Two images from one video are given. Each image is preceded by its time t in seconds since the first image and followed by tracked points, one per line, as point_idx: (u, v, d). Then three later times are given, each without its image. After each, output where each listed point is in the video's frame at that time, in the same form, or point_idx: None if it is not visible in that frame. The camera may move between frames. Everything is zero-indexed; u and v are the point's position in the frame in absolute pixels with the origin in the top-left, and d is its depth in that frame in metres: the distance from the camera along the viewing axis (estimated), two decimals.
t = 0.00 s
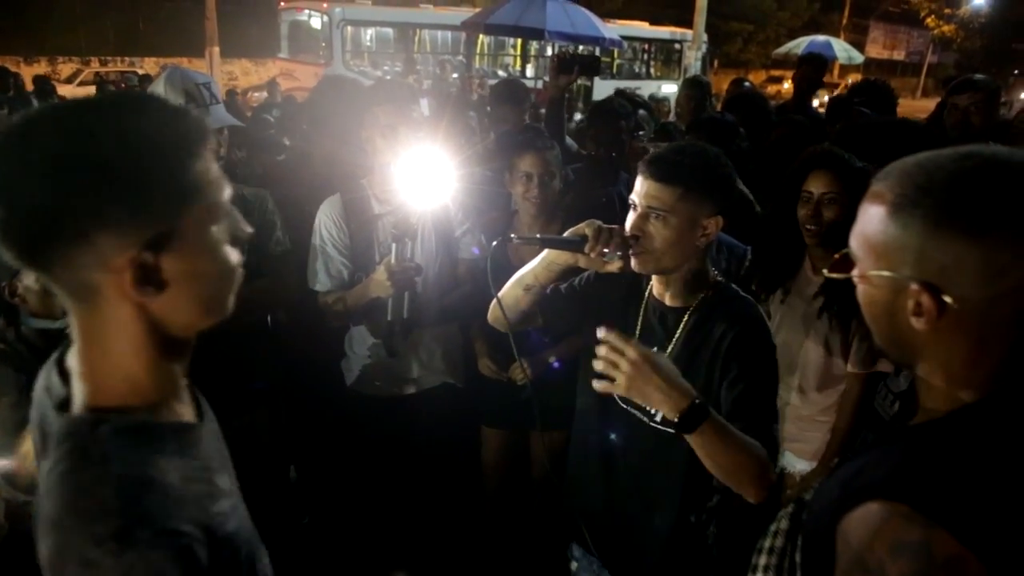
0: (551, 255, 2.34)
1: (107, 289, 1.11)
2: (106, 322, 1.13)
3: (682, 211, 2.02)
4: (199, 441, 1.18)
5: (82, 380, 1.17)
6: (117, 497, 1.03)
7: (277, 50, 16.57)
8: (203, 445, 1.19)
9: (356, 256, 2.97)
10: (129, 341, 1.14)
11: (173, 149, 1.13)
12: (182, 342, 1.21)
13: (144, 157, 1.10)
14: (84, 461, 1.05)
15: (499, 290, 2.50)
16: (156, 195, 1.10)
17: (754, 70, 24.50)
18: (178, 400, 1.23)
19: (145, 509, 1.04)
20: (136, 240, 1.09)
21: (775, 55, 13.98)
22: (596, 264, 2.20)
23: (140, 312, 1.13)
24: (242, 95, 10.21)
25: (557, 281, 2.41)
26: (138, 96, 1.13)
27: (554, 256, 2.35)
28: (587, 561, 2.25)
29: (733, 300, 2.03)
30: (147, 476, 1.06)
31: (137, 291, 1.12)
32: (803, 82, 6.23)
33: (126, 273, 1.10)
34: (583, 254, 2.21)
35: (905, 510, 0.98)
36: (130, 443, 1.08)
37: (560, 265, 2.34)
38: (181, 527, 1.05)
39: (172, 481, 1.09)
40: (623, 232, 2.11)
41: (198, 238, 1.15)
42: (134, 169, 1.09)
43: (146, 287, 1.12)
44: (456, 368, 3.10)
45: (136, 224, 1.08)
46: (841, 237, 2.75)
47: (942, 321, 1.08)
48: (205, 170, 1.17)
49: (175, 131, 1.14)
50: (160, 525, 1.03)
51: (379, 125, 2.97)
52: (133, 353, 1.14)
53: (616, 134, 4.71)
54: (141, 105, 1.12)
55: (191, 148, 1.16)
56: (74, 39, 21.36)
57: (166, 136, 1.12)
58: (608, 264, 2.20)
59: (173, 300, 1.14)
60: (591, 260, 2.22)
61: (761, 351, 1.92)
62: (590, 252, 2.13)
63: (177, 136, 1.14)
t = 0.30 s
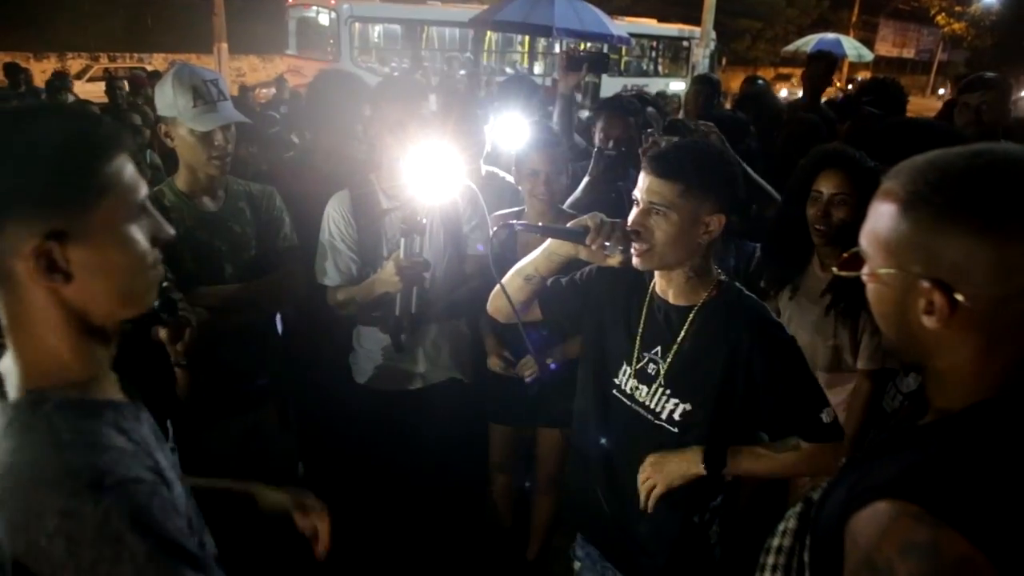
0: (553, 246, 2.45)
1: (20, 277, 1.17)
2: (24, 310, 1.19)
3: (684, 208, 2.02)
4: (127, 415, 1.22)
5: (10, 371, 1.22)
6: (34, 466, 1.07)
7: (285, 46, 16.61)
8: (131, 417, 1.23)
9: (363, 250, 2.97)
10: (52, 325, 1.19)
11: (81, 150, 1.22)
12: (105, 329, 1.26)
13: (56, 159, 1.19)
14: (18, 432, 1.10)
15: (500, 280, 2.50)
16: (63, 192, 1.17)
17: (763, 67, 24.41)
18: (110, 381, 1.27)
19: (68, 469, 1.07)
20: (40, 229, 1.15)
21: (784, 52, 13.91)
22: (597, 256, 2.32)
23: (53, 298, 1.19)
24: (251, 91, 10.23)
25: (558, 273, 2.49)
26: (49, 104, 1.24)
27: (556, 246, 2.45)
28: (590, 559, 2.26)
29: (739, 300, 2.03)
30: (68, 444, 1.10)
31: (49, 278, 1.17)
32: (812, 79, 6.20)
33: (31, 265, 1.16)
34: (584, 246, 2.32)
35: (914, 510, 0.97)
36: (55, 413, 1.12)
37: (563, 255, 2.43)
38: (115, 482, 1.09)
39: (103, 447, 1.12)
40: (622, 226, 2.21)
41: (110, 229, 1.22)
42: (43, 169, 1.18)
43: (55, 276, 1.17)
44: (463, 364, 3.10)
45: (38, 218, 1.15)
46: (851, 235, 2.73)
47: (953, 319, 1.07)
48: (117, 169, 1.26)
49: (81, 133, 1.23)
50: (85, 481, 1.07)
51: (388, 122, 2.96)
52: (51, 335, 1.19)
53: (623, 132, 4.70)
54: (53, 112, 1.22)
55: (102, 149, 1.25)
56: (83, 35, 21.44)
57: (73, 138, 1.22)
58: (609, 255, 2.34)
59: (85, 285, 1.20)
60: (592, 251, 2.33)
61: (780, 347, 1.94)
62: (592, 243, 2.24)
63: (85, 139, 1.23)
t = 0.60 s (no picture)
0: (567, 237, 2.41)
1: None
2: None
3: (696, 203, 2.00)
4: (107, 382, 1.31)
5: None
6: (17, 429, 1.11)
7: (296, 43, 16.66)
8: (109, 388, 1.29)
9: (375, 246, 2.97)
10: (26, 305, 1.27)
11: (49, 150, 1.27)
12: (75, 312, 1.34)
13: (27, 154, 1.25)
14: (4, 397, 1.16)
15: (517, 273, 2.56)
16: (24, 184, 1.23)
17: (775, 65, 24.28)
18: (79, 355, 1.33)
19: (58, 430, 1.16)
20: (9, 219, 1.23)
21: (797, 50, 13.82)
22: (608, 249, 2.26)
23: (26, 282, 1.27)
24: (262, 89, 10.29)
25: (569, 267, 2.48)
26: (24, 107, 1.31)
27: (570, 238, 2.42)
28: (599, 554, 2.26)
29: (749, 296, 2.01)
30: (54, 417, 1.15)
31: (23, 262, 1.25)
32: (825, 77, 6.17)
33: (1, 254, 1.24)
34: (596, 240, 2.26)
35: (931, 508, 0.96)
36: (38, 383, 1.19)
37: (575, 247, 2.41)
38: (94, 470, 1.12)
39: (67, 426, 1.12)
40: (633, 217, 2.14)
41: (70, 217, 1.29)
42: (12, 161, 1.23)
43: (24, 261, 1.26)
44: (473, 360, 3.12)
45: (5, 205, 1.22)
46: (865, 234, 2.73)
47: (974, 314, 1.06)
48: (83, 164, 1.32)
49: (51, 129, 1.28)
50: (79, 438, 1.16)
51: (403, 118, 2.95)
52: (21, 313, 1.26)
53: (635, 129, 4.70)
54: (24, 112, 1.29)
55: (69, 146, 1.30)
56: (97, 33, 21.61)
57: (42, 134, 1.27)
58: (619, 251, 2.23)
59: (52, 268, 1.28)
60: (603, 244, 2.27)
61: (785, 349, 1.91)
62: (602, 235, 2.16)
63: (52, 134, 1.28)
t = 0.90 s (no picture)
0: (570, 231, 2.42)
1: None
2: None
3: (691, 200, 2.00)
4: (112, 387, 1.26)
5: None
6: None
7: (300, 43, 16.70)
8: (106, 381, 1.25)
9: (381, 245, 2.97)
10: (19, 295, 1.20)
11: (47, 140, 1.19)
12: (67, 308, 1.27)
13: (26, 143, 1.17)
14: None
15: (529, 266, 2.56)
16: (20, 173, 1.16)
17: (779, 64, 24.23)
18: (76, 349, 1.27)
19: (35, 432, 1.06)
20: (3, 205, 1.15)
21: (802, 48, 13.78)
22: (605, 242, 2.29)
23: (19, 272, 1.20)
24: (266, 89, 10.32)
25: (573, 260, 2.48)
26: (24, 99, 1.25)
27: (573, 233, 2.43)
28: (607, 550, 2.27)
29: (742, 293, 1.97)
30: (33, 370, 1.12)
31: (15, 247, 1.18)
32: (831, 76, 6.15)
33: None
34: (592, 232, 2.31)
35: (937, 507, 0.96)
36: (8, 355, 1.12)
37: (576, 242, 2.43)
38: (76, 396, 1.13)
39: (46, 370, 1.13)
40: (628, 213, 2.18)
41: (69, 207, 1.22)
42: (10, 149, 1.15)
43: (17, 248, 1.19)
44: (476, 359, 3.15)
45: None
46: (872, 232, 2.72)
47: (982, 311, 1.06)
48: (84, 156, 1.25)
49: (53, 121, 1.21)
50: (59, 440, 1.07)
51: (409, 117, 2.93)
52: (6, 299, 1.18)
53: (639, 129, 4.70)
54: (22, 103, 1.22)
55: (70, 136, 1.23)
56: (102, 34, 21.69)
57: (40, 124, 1.20)
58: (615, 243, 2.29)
59: (47, 257, 1.21)
60: (599, 237, 2.31)
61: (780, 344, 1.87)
62: (594, 228, 2.24)
63: (54, 126, 1.21)
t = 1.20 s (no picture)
0: (563, 236, 2.45)
1: None
2: None
3: (691, 204, 2.02)
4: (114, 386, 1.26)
5: None
6: None
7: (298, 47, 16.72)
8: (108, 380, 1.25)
9: (379, 249, 2.98)
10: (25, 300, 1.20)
11: (45, 151, 1.21)
12: (73, 310, 1.27)
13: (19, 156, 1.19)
14: None
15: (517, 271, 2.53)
16: (12, 181, 1.17)
17: (776, 67, 24.27)
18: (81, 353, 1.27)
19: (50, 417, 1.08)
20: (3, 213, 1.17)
21: (799, 52, 13.81)
22: (602, 246, 2.32)
23: (23, 277, 1.20)
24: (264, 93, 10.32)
25: (563, 267, 2.50)
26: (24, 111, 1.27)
27: (567, 237, 2.45)
28: (601, 555, 2.27)
29: (750, 302, 2.00)
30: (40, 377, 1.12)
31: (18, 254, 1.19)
32: (827, 79, 6.16)
33: None
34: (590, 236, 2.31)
35: (932, 509, 0.96)
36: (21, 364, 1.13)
37: (570, 246, 2.45)
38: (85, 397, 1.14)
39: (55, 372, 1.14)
40: (626, 217, 2.21)
41: (68, 212, 1.22)
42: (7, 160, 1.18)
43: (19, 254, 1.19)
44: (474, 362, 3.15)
45: None
46: (868, 234, 2.72)
47: (977, 312, 1.06)
48: (81, 164, 1.26)
49: (48, 131, 1.23)
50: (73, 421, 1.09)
51: (406, 121, 2.95)
52: (17, 303, 1.19)
53: (637, 132, 4.71)
54: (22, 116, 1.25)
55: (65, 144, 1.24)
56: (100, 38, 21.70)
57: (35, 134, 1.22)
58: (611, 248, 2.31)
59: (48, 262, 1.21)
60: (597, 241, 2.32)
61: (777, 350, 1.93)
62: (593, 233, 2.24)
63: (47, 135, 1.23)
